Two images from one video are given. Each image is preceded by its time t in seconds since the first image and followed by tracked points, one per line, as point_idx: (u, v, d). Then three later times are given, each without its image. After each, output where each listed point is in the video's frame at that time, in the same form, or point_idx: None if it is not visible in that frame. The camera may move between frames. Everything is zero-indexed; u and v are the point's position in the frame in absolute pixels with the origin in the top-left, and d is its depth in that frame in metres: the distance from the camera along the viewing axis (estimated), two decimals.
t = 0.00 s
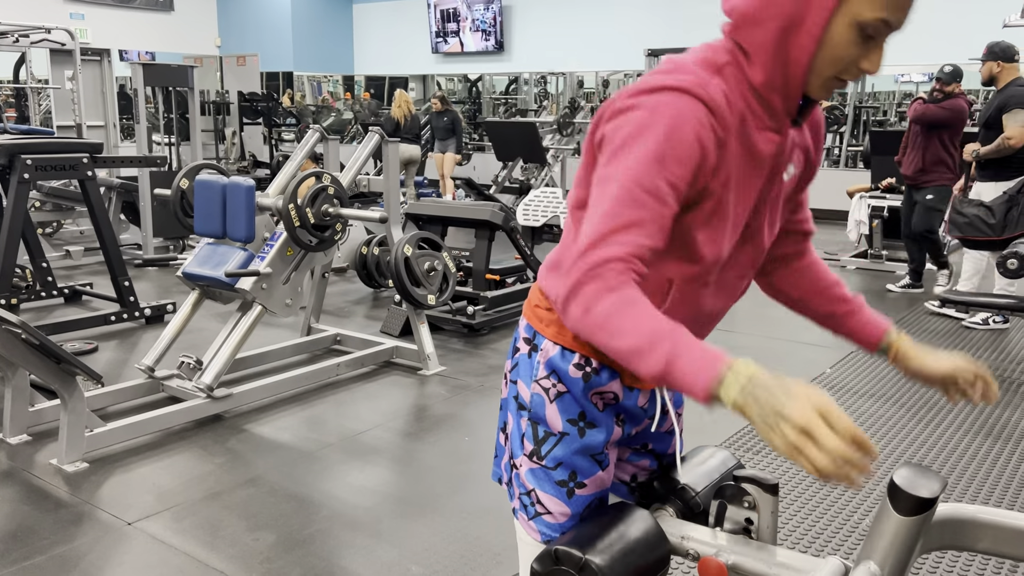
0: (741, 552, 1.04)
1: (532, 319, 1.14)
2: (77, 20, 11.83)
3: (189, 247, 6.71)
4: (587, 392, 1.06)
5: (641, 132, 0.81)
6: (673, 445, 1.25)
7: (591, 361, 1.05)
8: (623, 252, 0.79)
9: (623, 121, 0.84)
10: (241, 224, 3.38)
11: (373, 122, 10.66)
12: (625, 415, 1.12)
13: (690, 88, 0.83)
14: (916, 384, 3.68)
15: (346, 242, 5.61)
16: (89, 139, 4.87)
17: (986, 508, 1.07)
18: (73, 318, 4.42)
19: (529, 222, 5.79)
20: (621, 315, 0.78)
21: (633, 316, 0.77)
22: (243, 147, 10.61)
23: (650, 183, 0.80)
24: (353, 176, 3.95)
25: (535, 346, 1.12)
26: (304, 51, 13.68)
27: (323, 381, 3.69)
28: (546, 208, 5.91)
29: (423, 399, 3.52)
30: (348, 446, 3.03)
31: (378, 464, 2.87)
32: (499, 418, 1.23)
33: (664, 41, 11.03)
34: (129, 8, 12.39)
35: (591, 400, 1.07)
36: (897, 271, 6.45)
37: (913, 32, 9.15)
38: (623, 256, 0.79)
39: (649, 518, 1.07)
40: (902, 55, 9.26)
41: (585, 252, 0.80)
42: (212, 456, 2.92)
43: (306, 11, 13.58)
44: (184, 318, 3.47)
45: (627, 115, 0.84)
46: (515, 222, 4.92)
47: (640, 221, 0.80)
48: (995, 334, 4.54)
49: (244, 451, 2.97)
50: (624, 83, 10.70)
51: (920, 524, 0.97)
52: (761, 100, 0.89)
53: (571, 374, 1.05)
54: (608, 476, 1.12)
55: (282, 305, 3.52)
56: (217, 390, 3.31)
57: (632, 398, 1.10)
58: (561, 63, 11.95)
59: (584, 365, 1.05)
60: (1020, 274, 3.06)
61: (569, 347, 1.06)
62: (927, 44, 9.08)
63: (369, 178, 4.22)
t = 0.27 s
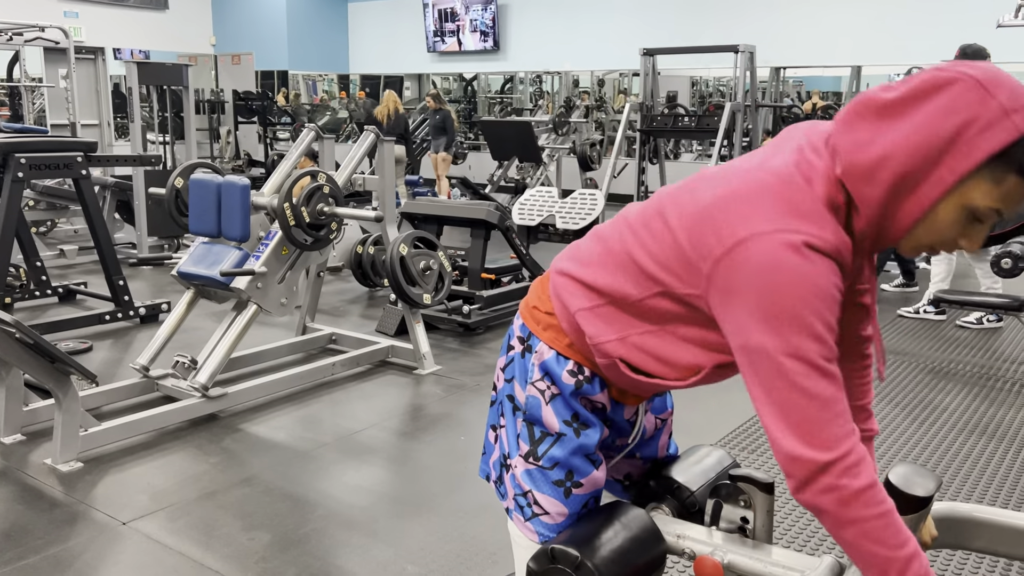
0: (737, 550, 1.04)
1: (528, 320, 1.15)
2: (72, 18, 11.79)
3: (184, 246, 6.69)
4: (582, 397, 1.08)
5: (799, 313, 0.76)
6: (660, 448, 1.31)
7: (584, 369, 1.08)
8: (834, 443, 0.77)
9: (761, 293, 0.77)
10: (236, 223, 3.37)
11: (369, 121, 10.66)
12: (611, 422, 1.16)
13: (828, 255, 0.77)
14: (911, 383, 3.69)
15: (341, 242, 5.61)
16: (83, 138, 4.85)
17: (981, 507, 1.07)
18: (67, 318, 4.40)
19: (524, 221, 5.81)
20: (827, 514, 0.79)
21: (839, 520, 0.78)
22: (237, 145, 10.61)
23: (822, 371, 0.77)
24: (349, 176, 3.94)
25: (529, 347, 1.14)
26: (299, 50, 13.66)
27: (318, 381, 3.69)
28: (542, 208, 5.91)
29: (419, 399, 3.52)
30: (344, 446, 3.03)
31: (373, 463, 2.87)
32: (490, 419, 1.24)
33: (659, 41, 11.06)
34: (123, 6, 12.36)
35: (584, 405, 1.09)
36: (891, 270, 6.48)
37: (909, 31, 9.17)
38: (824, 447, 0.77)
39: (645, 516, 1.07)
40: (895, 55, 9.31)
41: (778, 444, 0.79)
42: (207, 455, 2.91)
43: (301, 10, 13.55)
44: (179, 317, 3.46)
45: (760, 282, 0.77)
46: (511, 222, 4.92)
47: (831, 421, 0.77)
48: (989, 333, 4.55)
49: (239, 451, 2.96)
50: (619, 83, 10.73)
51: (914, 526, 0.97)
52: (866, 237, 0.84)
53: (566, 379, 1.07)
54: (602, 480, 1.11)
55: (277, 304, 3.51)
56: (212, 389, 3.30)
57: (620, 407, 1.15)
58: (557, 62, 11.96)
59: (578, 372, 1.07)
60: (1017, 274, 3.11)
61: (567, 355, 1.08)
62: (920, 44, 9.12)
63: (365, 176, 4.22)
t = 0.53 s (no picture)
0: (729, 549, 1.04)
1: (538, 320, 1.15)
2: (63, 17, 11.74)
3: (176, 245, 6.67)
4: (590, 403, 1.08)
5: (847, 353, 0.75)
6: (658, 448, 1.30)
7: (594, 375, 1.08)
8: (864, 486, 0.76)
9: (806, 327, 0.76)
10: (228, 223, 3.36)
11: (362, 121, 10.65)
12: (620, 427, 1.16)
13: (872, 293, 0.76)
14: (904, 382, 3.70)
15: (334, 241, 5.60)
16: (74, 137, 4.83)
17: (971, 504, 1.08)
18: (59, 318, 4.39)
19: (517, 220, 5.80)
20: (847, 556, 0.78)
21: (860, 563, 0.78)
22: (230, 145, 10.59)
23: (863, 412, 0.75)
24: (341, 176, 3.93)
25: (539, 351, 1.13)
26: (291, 49, 13.63)
27: (311, 381, 3.68)
28: (535, 207, 5.92)
29: (412, 398, 3.52)
30: (337, 446, 3.02)
31: (366, 463, 2.86)
32: (494, 415, 1.24)
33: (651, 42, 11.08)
34: (114, 5, 12.32)
35: (592, 410, 1.09)
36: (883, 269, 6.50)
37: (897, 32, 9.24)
38: (852, 490, 0.76)
39: (639, 516, 1.07)
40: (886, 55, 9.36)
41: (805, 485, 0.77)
42: (199, 455, 2.91)
43: (294, 9, 13.52)
44: (171, 317, 3.45)
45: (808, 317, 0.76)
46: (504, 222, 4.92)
47: (862, 464, 0.76)
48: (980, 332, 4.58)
49: (232, 450, 2.96)
50: (612, 83, 10.75)
51: (906, 523, 0.97)
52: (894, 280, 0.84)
53: (575, 385, 1.07)
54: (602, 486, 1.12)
55: (270, 304, 3.50)
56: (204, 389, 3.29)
57: (629, 413, 1.15)
58: (550, 62, 11.98)
59: (589, 377, 1.08)
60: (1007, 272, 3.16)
61: (580, 359, 1.09)
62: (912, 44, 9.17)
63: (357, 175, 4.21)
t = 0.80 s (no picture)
0: (716, 547, 1.04)
1: (529, 319, 1.15)
2: (51, 17, 11.67)
3: (164, 246, 6.64)
4: (579, 402, 1.08)
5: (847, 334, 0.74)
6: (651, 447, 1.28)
7: (584, 373, 1.08)
8: (858, 471, 0.74)
9: (805, 308, 0.75)
10: (217, 223, 3.35)
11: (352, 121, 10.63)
12: (612, 426, 1.15)
13: (872, 275, 0.75)
14: (891, 382, 3.71)
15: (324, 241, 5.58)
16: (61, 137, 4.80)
17: (957, 501, 1.08)
18: (46, 318, 4.36)
19: (507, 220, 5.78)
20: (840, 543, 0.77)
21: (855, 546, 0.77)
22: (219, 145, 10.56)
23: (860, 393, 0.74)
24: (330, 175, 3.92)
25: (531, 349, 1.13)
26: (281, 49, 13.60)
27: (300, 381, 3.67)
28: (525, 207, 5.91)
29: (402, 399, 3.51)
30: (326, 446, 3.02)
31: (355, 464, 2.86)
32: (487, 411, 1.23)
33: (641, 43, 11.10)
34: (102, 4, 12.26)
35: (581, 409, 1.09)
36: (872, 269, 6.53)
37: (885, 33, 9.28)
38: (847, 476, 0.74)
39: (626, 514, 1.07)
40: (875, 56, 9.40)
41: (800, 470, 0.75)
42: (187, 456, 2.89)
43: (283, 9, 13.49)
44: (159, 318, 3.43)
45: (809, 298, 0.75)
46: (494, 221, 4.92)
47: (856, 447, 0.75)
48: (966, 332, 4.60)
49: (220, 451, 2.95)
50: (602, 83, 10.77)
51: (891, 520, 0.97)
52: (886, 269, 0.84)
53: (564, 383, 1.07)
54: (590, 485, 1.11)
55: (258, 304, 3.49)
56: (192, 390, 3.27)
57: (621, 412, 1.14)
58: (541, 63, 11.98)
59: (578, 375, 1.07)
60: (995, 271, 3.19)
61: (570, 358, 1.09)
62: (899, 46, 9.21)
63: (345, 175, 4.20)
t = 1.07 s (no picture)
0: (699, 548, 1.05)
1: (513, 323, 1.15)
2: (37, 17, 11.62)
3: (152, 248, 6.61)
4: (563, 404, 1.08)
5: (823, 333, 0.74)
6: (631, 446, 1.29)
7: (568, 375, 1.08)
8: (837, 470, 0.73)
9: (786, 307, 0.75)
10: (203, 225, 3.34)
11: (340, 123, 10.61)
12: (596, 428, 1.16)
13: (850, 277, 0.76)
14: (877, 383, 3.73)
15: (312, 243, 5.57)
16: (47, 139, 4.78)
17: (938, 501, 1.09)
18: (32, 321, 4.33)
19: (496, 223, 5.71)
20: (813, 543, 0.75)
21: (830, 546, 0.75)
22: (208, 147, 10.54)
23: (836, 390, 0.74)
24: (318, 177, 3.91)
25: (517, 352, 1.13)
26: (270, 50, 13.57)
27: (288, 384, 3.66)
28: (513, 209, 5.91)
29: (390, 401, 3.51)
30: (313, 448, 3.01)
31: (343, 466, 2.85)
32: (471, 414, 1.24)
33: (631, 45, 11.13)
34: (90, 5, 12.22)
35: (565, 411, 1.09)
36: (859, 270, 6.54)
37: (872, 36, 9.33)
38: (827, 474, 0.73)
39: (610, 516, 1.07)
40: (863, 59, 9.44)
41: (772, 464, 0.74)
42: (174, 459, 2.88)
43: (272, 10, 13.46)
44: (145, 320, 3.42)
45: (787, 297, 0.75)
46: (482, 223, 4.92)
47: (835, 447, 0.73)
48: (950, 333, 4.65)
49: (207, 454, 2.94)
50: (592, 85, 10.79)
51: (871, 519, 0.98)
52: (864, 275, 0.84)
53: (549, 386, 1.08)
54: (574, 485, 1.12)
55: (245, 306, 3.48)
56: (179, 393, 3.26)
57: (605, 414, 1.15)
58: (530, 65, 11.99)
59: (562, 377, 1.08)
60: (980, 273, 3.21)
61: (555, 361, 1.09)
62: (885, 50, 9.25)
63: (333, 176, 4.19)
